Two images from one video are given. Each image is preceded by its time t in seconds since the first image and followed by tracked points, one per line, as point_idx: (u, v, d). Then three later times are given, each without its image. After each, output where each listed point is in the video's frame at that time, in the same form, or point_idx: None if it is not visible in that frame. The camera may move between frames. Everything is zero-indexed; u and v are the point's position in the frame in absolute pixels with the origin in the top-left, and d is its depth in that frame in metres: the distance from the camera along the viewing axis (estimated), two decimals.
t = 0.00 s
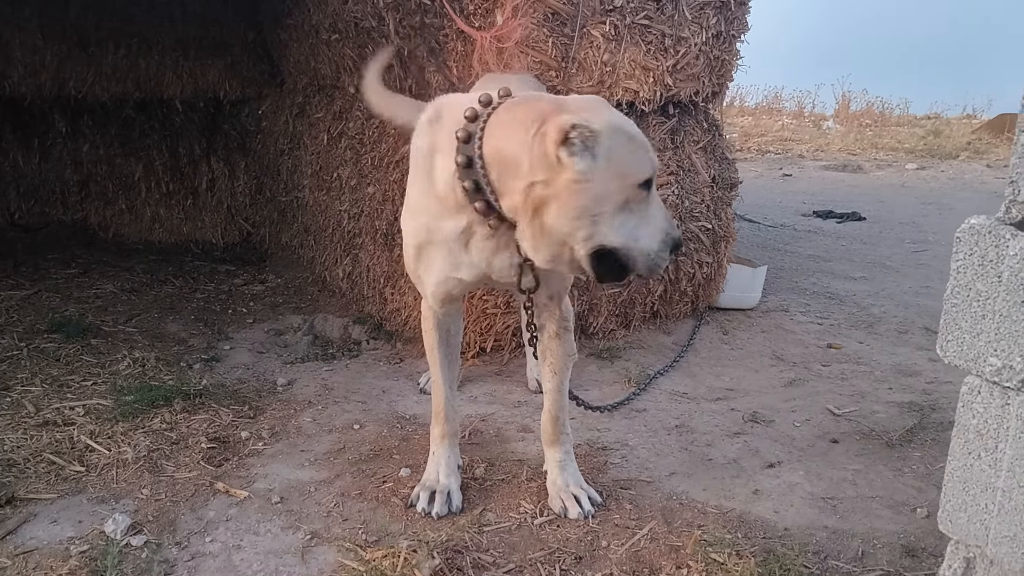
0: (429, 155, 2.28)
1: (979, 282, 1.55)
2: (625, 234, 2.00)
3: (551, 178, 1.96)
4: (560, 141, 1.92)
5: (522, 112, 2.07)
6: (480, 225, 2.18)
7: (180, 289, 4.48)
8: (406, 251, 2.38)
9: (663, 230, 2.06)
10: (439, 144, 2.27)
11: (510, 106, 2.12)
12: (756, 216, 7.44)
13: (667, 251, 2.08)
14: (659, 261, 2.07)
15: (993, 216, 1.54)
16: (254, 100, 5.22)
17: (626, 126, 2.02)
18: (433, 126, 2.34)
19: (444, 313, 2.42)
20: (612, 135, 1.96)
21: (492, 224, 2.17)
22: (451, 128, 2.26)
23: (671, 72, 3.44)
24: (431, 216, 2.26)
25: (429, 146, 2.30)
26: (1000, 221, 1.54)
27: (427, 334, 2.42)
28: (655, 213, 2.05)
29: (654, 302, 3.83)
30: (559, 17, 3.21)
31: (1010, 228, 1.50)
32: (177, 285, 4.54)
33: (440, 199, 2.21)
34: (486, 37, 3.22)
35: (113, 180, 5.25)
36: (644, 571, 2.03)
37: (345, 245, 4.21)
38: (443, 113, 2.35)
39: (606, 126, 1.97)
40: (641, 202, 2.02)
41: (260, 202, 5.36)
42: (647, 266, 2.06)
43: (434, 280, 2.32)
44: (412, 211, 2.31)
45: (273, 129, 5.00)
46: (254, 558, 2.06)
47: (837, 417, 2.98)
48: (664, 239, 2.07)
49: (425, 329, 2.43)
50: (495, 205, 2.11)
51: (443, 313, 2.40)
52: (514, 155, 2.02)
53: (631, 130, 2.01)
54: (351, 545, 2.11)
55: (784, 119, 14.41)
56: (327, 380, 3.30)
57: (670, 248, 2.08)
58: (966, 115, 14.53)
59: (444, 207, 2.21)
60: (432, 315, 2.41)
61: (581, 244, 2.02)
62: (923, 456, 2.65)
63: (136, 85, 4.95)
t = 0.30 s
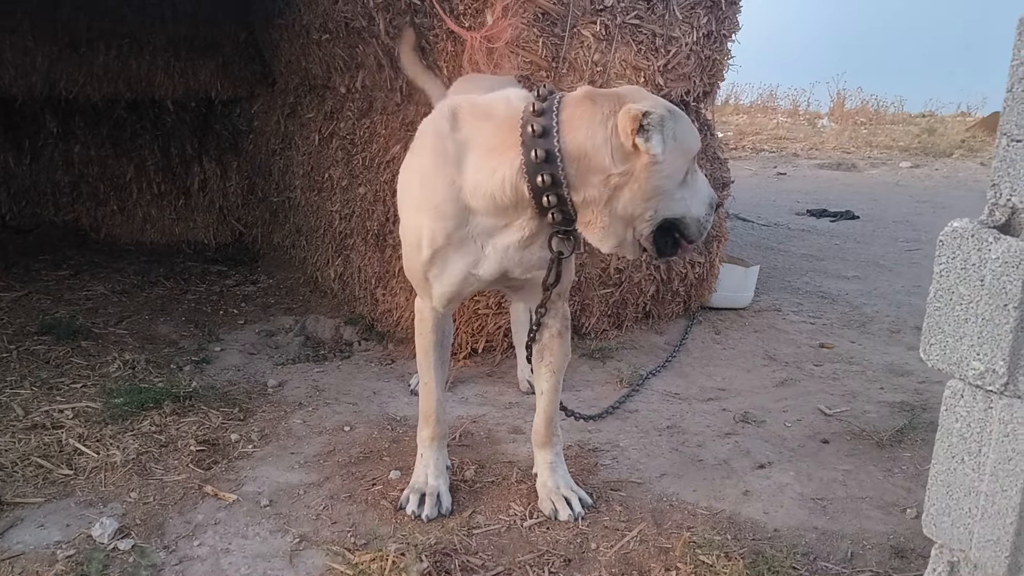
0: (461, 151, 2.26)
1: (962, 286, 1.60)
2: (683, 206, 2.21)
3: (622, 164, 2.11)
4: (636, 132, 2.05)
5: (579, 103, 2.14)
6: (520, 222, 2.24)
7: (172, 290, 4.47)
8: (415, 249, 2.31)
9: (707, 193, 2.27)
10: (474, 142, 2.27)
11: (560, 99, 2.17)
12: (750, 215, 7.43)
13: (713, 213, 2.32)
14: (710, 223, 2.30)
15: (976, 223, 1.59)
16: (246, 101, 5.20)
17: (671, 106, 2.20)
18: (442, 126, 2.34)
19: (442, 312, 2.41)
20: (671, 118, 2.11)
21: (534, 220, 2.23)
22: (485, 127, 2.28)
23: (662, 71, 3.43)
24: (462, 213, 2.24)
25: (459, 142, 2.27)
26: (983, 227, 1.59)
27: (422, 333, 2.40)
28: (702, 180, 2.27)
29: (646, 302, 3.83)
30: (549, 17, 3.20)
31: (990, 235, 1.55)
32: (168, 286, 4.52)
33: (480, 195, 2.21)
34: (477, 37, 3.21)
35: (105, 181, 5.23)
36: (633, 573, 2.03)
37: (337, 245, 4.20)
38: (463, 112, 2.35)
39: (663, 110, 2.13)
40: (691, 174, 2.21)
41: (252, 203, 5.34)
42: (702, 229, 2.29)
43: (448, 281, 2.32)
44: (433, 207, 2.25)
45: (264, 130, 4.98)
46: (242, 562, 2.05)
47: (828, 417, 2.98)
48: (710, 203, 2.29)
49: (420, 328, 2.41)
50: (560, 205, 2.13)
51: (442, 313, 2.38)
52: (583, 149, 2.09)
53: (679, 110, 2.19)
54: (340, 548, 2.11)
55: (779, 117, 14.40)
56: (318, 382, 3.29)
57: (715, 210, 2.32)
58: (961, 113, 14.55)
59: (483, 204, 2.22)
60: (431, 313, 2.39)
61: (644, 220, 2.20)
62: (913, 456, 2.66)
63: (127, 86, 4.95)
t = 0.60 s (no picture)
0: (470, 151, 2.22)
1: (943, 286, 1.61)
2: (694, 197, 2.29)
3: (641, 156, 2.17)
4: (655, 124, 2.12)
5: (599, 96, 2.19)
6: (530, 223, 2.23)
7: (163, 290, 4.46)
8: (419, 251, 2.24)
9: (715, 186, 2.36)
10: (482, 143, 2.24)
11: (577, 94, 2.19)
12: (743, 213, 7.44)
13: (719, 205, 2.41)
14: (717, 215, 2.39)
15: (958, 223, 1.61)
16: (237, 100, 5.18)
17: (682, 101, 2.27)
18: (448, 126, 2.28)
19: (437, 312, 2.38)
20: (685, 112, 2.19)
21: (550, 215, 2.22)
22: (493, 128, 2.26)
23: (652, 71, 3.43)
24: (472, 213, 2.20)
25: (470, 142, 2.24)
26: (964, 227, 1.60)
27: (416, 333, 2.36)
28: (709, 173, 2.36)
29: (637, 301, 3.83)
30: (539, 17, 3.20)
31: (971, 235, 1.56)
32: (159, 286, 4.51)
33: (492, 195, 2.18)
34: (466, 37, 3.21)
35: (96, 181, 5.20)
36: (621, 573, 2.03)
37: (328, 245, 4.19)
38: (465, 113, 2.31)
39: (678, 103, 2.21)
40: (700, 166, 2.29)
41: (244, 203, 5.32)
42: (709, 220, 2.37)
43: (450, 282, 2.28)
44: (441, 208, 2.19)
45: (256, 130, 4.97)
46: (230, 564, 2.05)
47: (818, 415, 2.98)
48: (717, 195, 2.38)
49: (415, 326, 2.36)
50: (580, 199, 2.14)
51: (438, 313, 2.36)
52: (605, 141, 2.14)
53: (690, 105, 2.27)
54: (328, 549, 2.11)
55: (773, 115, 14.41)
56: (309, 382, 3.29)
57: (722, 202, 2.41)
58: (954, 111, 14.58)
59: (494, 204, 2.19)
60: (428, 313, 2.35)
61: (657, 211, 2.27)
62: (902, 454, 2.66)
63: (118, 85, 4.93)
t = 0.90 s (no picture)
0: (471, 149, 2.19)
1: (934, 281, 1.61)
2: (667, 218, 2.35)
3: (647, 164, 2.18)
4: (665, 135, 2.16)
5: (610, 102, 2.20)
6: (529, 223, 2.21)
7: (155, 290, 4.44)
8: (417, 249, 2.23)
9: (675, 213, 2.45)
10: (483, 140, 2.20)
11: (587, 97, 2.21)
12: (737, 211, 7.44)
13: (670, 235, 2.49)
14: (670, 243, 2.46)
15: (947, 217, 1.60)
16: (230, 99, 5.16)
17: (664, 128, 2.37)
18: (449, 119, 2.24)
19: (432, 311, 2.37)
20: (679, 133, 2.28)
21: (554, 214, 2.20)
22: (495, 125, 2.22)
23: (645, 68, 3.42)
24: (472, 212, 2.18)
25: (474, 138, 2.21)
26: (953, 222, 1.60)
27: (411, 331, 2.34)
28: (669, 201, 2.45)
29: (631, 299, 3.82)
30: (531, 14, 3.19)
31: (962, 229, 1.56)
32: (152, 286, 4.49)
33: (494, 194, 2.16)
34: (458, 34, 3.21)
35: (87, 181, 5.17)
36: (614, 571, 2.02)
37: (321, 244, 4.18)
38: (465, 108, 2.27)
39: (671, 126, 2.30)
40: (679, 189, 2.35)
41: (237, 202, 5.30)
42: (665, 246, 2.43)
43: (448, 280, 2.28)
44: (440, 207, 2.17)
45: (248, 128, 4.96)
46: (221, 563, 2.03)
47: (811, 413, 2.98)
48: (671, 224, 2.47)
49: (409, 324, 2.34)
50: (590, 198, 2.15)
51: (433, 312, 2.34)
52: (617, 143, 2.15)
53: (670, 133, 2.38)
54: (320, 548, 2.10)
55: (767, 114, 14.42)
56: (302, 382, 3.27)
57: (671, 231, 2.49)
58: (948, 109, 14.61)
59: (494, 202, 2.18)
60: (423, 311, 2.33)
61: (640, 224, 2.29)
62: (895, 451, 2.67)
63: (109, 84, 4.91)
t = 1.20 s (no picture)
0: (470, 152, 2.22)
1: (924, 277, 1.61)
2: (655, 260, 2.25)
3: (633, 189, 2.14)
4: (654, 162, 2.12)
5: (621, 128, 2.21)
6: (525, 228, 2.21)
7: (149, 290, 4.43)
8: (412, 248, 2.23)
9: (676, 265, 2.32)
10: (482, 144, 2.23)
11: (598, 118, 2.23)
12: (732, 210, 7.45)
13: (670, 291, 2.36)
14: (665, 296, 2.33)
15: (937, 214, 1.61)
16: (223, 99, 5.16)
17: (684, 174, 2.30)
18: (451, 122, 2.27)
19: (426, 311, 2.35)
20: (684, 173, 2.21)
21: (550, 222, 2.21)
22: (495, 129, 2.25)
23: (638, 67, 3.41)
24: (469, 213, 2.19)
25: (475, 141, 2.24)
26: (943, 219, 1.60)
27: (404, 331, 2.33)
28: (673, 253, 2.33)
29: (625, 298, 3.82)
30: (524, 14, 3.19)
31: (953, 226, 1.57)
32: (145, 286, 4.48)
33: (492, 196, 2.18)
34: (451, 34, 3.21)
35: (80, 181, 5.15)
36: (607, 570, 2.02)
37: (315, 244, 4.17)
38: (465, 112, 2.30)
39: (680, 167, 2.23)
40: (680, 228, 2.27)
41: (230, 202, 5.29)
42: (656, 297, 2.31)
43: (443, 280, 2.27)
44: (438, 206, 2.18)
45: (241, 128, 4.95)
46: (214, 564, 2.03)
47: (805, 411, 2.98)
48: (670, 279, 2.33)
49: (403, 324, 2.33)
50: (581, 216, 2.16)
51: (426, 312, 2.33)
52: (611, 163, 2.14)
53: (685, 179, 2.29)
54: (313, 548, 2.09)
55: (761, 113, 14.44)
56: (296, 382, 3.27)
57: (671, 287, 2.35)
58: (941, 108, 14.65)
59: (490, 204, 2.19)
60: (416, 311, 2.32)
61: (623, 256, 2.22)
62: (889, 449, 2.67)
63: (101, 84, 4.88)
